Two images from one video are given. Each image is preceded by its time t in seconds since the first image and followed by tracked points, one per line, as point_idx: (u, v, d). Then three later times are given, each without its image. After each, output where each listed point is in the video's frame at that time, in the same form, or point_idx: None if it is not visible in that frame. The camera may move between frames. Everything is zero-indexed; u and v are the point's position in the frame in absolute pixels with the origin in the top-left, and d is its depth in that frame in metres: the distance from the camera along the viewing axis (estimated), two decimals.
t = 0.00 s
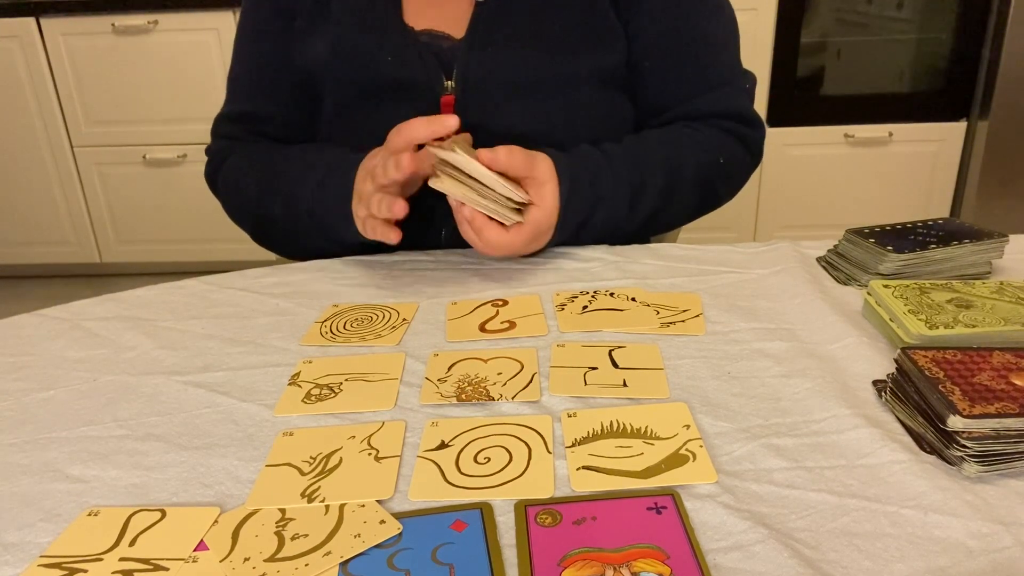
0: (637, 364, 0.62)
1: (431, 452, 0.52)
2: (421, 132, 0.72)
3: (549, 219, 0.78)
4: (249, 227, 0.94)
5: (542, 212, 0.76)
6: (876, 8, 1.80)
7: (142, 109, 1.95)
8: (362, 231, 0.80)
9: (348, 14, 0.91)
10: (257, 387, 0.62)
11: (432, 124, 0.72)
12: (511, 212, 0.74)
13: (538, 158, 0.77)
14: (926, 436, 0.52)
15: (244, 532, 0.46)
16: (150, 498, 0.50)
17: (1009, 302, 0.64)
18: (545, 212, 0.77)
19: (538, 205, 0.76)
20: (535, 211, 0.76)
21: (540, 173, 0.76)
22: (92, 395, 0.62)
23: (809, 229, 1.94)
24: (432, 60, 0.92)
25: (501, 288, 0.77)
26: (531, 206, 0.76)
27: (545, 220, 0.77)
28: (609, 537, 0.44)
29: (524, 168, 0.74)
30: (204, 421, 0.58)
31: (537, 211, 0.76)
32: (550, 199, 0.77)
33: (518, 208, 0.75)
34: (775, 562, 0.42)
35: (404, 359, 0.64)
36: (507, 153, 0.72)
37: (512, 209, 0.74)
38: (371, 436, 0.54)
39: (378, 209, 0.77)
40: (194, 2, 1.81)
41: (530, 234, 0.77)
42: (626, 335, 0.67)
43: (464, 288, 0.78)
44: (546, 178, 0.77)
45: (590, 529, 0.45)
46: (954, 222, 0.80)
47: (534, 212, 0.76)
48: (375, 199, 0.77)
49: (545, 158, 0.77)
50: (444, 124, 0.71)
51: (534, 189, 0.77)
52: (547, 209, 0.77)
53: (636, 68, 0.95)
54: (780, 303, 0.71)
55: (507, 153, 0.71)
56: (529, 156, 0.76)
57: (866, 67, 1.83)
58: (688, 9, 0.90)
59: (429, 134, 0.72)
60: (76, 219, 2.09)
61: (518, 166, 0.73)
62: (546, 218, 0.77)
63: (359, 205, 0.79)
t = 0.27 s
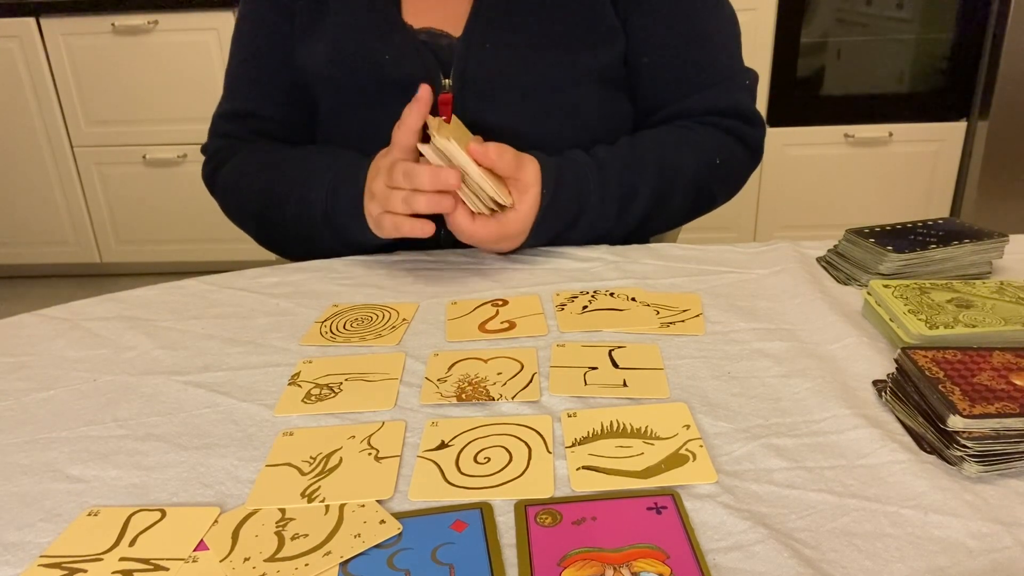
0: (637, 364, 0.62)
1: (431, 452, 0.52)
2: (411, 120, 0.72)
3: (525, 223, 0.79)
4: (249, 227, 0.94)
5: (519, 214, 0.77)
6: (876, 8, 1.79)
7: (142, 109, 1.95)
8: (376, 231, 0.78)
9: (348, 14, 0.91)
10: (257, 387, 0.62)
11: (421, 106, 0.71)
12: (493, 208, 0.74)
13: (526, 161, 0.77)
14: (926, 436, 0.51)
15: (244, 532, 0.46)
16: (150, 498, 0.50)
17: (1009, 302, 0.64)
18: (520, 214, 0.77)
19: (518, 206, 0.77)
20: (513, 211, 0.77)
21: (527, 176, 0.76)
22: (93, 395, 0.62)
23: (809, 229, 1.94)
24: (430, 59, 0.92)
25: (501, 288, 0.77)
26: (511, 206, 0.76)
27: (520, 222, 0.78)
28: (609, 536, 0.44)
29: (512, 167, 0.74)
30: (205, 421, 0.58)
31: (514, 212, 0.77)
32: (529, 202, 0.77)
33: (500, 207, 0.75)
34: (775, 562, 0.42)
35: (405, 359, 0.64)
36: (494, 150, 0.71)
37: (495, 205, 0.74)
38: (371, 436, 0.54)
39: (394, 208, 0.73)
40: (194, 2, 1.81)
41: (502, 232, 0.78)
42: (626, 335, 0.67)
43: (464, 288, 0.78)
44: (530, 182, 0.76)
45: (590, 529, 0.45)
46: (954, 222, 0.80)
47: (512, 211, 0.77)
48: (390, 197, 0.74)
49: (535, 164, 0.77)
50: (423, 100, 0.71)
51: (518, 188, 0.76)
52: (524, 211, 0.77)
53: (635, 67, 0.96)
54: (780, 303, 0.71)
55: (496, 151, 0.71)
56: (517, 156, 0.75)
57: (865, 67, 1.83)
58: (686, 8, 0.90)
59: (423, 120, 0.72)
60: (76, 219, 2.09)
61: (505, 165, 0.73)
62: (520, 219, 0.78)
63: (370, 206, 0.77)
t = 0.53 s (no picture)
0: (637, 364, 0.62)
1: (431, 452, 0.52)
2: (399, 104, 0.71)
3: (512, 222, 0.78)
4: (249, 228, 0.94)
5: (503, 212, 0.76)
6: (876, 8, 1.80)
7: (142, 109, 1.95)
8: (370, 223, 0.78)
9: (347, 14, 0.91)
10: (257, 387, 0.62)
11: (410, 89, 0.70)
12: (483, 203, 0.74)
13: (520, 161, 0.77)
14: (926, 436, 0.51)
15: (244, 532, 0.46)
16: (150, 498, 0.50)
17: (1009, 302, 0.64)
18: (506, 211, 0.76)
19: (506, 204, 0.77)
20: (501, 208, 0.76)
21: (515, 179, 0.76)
22: (93, 395, 0.62)
23: (809, 229, 1.94)
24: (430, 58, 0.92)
25: (501, 288, 0.77)
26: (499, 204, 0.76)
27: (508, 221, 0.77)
28: (610, 537, 0.44)
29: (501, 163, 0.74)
30: (204, 421, 0.58)
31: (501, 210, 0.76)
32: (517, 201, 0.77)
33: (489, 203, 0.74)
34: (775, 563, 0.42)
35: (404, 359, 0.64)
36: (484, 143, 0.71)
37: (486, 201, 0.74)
38: (371, 436, 0.54)
39: (386, 197, 0.73)
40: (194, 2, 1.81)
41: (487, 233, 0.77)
42: (626, 335, 0.67)
43: (464, 288, 0.78)
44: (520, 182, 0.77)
45: (590, 529, 0.45)
46: (954, 222, 0.80)
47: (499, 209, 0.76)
48: (378, 186, 0.73)
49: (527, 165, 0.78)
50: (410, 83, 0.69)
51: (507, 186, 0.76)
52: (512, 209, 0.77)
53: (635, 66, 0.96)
54: (780, 303, 0.71)
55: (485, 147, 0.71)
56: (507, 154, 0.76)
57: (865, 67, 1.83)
58: (687, 7, 0.90)
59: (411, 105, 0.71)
60: (76, 219, 2.09)
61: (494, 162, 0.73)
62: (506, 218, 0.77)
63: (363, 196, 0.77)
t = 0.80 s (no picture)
0: (637, 364, 0.62)
1: (431, 452, 0.52)
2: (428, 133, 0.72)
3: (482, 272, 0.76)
4: (249, 228, 0.94)
5: (474, 258, 0.75)
6: (876, 8, 1.80)
7: (142, 109, 1.95)
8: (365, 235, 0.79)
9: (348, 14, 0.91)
10: (257, 387, 0.62)
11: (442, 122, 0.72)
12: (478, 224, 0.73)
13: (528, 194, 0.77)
14: (926, 436, 0.51)
15: (244, 532, 0.46)
16: (150, 498, 0.50)
17: (1009, 302, 0.64)
18: (475, 260, 0.75)
19: (490, 237, 0.75)
20: (475, 252, 0.75)
21: (522, 203, 0.77)
22: (93, 395, 0.62)
23: (809, 229, 1.94)
24: (430, 58, 0.92)
25: (501, 288, 0.77)
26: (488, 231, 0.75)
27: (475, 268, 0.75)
28: (610, 536, 0.44)
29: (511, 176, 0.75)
30: (204, 421, 0.58)
31: (475, 251, 0.75)
32: (495, 246, 0.75)
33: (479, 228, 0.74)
34: (775, 563, 0.42)
35: (404, 359, 0.64)
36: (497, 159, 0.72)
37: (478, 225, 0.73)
38: (371, 436, 0.54)
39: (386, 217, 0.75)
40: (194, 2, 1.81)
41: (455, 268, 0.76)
42: (626, 335, 0.67)
43: (464, 288, 0.78)
44: (522, 215, 0.77)
45: (591, 529, 0.45)
46: (954, 222, 0.80)
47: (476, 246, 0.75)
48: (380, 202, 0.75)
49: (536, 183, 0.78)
50: (453, 118, 0.72)
51: (512, 204, 0.77)
52: (488, 255, 0.75)
53: (636, 67, 0.96)
54: (780, 303, 0.71)
55: (495, 166, 0.71)
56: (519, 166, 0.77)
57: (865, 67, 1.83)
58: (688, 9, 0.90)
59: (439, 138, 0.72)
60: (76, 219, 2.09)
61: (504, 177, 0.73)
62: (474, 265, 0.75)
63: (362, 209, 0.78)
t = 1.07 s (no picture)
0: (637, 364, 0.62)
1: (431, 452, 0.52)
2: (411, 131, 0.73)
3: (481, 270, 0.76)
4: (249, 229, 0.94)
5: (473, 255, 0.75)
6: (876, 8, 1.80)
7: (142, 109, 1.95)
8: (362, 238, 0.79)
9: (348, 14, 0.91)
10: (257, 387, 0.62)
11: (420, 121, 0.72)
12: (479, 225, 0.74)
13: (531, 195, 0.77)
14: (926, 436, 0.51)
15: (244, 532, 0.46)
16: (150, 498, 0.50)
17: (1009, 302, 0.64)
18: (475, 258, 0.75)
19: (490, 236, 0.75)
20: (474, 249, 0.75)
21: (524, 204, 0.76)
22: (93, 395, 0.62)
23: (809, 229, 1.94)
24: (430, 59, 0.92)
25: (501, 288, 0.77)
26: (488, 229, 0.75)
27: (473, 267, 0.75)
28: (610, 536, 0.44)
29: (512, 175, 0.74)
30: (205, 421, 0.58)
31: (475, 250, 0.75)
32: (495, 245, 0.75)
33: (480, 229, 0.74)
34: (775, 563, 0.42)
35: (405, 359, 0.64)
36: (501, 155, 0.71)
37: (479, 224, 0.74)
38: (371, 436, 0.54)
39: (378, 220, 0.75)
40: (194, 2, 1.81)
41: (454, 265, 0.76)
42: (626, 335, 0.67)
43: (464, 288, 0.78)
44: (524, 215, 0.76)
45: (591, 528, 0.45)
46: (954, 222, 0.80)
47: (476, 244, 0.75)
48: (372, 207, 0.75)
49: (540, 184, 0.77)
50: (428, 116, 0.72)
51: (516, 205, 0.76)
52: (487, 253, 0.75)
53: (637, 69, 0.96)
54: (780, 303, 0.71)
55: (495, 161, 0.71)
56: (524, 167, 0.76)
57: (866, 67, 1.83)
58: (689, 11, 0.90)
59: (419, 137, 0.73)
60: (76, 219, 2.09)
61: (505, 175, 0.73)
62: (473, 263, 0.75)
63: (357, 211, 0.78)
